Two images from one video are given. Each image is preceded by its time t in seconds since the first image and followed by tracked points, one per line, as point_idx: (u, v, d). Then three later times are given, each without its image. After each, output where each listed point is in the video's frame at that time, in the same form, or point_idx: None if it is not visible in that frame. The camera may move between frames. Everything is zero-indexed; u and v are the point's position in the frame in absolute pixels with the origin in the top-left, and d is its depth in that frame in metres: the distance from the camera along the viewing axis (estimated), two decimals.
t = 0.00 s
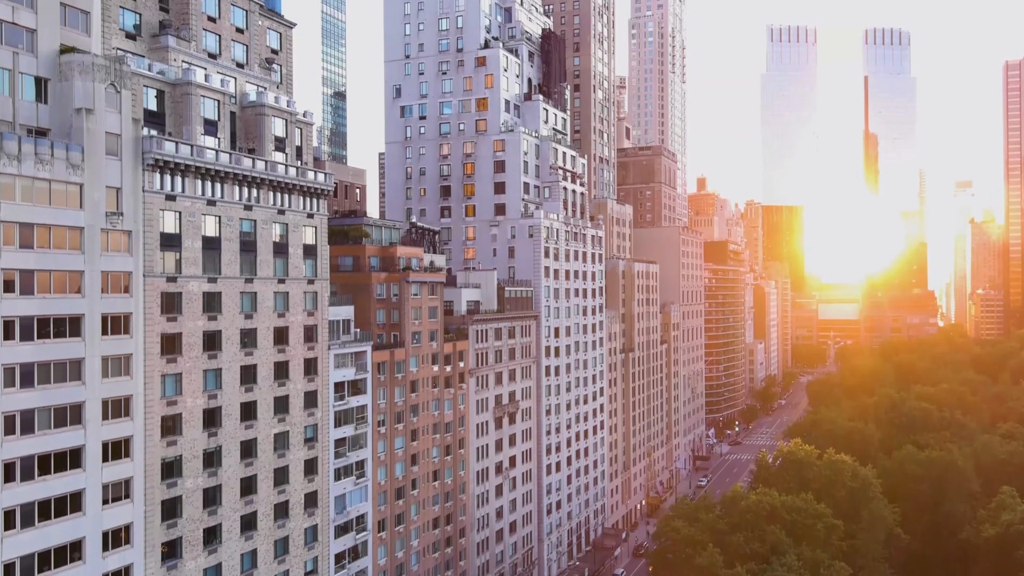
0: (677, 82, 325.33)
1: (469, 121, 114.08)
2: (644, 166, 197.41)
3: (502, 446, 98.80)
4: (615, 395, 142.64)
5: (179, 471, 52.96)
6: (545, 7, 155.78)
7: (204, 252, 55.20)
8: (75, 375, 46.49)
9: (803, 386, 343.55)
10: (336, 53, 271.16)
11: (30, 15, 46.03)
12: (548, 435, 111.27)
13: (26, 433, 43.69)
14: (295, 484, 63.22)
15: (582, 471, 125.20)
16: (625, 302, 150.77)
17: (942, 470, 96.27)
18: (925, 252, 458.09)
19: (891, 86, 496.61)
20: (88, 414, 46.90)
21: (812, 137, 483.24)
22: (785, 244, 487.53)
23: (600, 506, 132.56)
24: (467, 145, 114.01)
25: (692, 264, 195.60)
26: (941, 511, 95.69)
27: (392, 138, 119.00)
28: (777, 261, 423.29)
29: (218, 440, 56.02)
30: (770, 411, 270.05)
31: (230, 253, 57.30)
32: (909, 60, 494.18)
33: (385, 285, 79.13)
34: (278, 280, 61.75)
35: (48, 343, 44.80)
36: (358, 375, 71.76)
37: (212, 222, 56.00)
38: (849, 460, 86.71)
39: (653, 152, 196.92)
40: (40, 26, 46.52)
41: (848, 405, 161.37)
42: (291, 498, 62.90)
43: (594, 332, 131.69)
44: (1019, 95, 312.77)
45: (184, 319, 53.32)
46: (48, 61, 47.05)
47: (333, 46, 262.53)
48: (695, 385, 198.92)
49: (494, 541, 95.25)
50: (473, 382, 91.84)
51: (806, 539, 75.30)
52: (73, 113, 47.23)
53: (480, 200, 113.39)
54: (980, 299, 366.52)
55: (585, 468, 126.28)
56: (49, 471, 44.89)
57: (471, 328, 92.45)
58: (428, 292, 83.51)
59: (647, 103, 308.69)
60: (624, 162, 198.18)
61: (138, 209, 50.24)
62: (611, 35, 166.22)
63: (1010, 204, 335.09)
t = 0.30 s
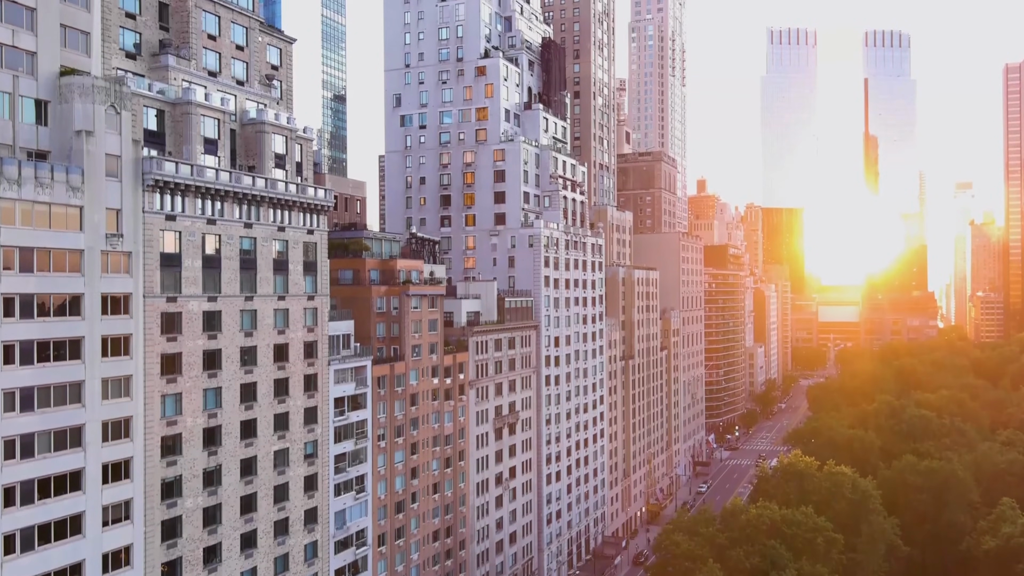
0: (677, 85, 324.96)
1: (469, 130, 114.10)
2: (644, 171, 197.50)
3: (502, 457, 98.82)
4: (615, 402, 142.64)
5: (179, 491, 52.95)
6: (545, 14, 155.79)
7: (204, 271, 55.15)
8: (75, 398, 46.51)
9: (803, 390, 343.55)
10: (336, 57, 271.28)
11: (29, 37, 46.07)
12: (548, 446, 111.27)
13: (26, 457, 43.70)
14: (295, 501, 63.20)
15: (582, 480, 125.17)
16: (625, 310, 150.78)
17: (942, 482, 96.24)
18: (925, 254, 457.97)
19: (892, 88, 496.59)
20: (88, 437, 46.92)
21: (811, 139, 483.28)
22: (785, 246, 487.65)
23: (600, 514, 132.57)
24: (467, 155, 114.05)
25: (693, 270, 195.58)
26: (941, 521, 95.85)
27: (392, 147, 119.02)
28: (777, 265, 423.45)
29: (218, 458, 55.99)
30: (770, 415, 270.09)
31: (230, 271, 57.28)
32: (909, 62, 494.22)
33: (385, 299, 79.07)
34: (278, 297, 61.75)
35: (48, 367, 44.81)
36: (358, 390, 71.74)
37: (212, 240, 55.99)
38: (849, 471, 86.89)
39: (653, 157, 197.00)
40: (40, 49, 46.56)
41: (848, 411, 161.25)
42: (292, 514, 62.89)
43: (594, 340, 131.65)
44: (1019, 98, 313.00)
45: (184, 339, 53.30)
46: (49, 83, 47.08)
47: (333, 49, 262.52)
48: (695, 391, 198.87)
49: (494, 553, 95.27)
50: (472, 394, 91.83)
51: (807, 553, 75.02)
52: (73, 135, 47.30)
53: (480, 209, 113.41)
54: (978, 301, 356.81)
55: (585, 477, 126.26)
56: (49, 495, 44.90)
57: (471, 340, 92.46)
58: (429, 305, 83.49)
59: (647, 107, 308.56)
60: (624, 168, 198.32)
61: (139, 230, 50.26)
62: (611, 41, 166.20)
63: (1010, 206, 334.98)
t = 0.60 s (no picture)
0: (677, 88, 324.48)
1: (469, 139, 114.06)
2: (644, 177, 197.54)
3: (502, 468, 98.79)
4: (615, 410, 142.58)
5: (179, 511, 52.92)
6: (545, 21, 155.84)
7: (204, 290, 55.06)
8: (75, 421, 46.51)
9: (803, 393, 343.41)
10: (336, 60, 271.25)
11: (30, 60, 46.11)
12: (548, 456, 111.21)
13: (26, 481, 43.72)
14: (295, 518, 63.17)
15: (582, 489, 125.11)
16: (625, 317, 150.71)
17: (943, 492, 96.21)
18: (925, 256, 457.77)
19: (891, 90, 497.12)
20: (88, 459, 46.90)
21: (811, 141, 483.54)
22: (785, 249, 487.75)
23: (600, 523, 132.45)
24: (468, 165, 114.03)
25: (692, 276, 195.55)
26: (942, 532, 95.85)
27: (392, 157, 119.02)
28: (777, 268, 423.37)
29: (218, 477, 55.93)
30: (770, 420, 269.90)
31: (230, 290, 57.22)
32: (909, 64, 494.72)
33: (385, 312, 79.06)
34: (278, 314, 61.67)
35: (49, 391, 44.81)
36: (358, 405, 71.68)
37: (212, 259, 55.94)
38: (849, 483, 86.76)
39: (653, 163, 197.02)
40: (40, 71, 46.59)
41: (848, 418, 161.02)
42: (291, 531, 62.87)
43: (594, 348, 131.54)
44: (1019, 101, 312.47)
45: (184, 359, 53.22)
46: (48, 106, 47.10)
47: (333, 52, 262.48)
48: (695, 397, 198.76)
49: (494, 564, 95.24)
50: (473, 406, 91.78)
51: (807, 567, 74.81)
52: (73, 158, 47.33)
53: (480, 219, 113.40)
54: (980, 303, 345.80)
55: (585, 486, 126.20)
56: (49, 518, 44.91)
57: (471, 351, 92.49)
58: (429, 318, 83.45)
59: (647, 110, 308.37)
60: (624, 174, 198.43)
61: (138, 251, 50.26)
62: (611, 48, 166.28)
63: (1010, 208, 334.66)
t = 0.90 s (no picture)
0: (677, 91, 323.98)
1: (469, 149, 114.05)
2: (644, 183, 197.57)
3: (502, 479, 98.78)
4: (615, 418, 142.46)
5: (179, 531, 52.89)
6: (545, 28, 155.93)
7: (205, 309, 55.04)
8: (75, 443, 46.54)
9: (803, 396, 343.28)
10: (336, 63, 271.13)
11: (30, 83, 46.12)
12: (548, 466, 111.14)
13: (25, 505, 43.75)
14: (295, 534, 63.15)
15: (582, 497, 125.04)
16: (625, 325, 150.63)
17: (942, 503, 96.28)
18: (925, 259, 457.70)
19: (891, 93, 497.36)
20: (88, 482, 46.92)
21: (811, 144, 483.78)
22: (785, 251, 487.92)
23: (600, 531, 132.33)
24: (468, 174, 114.04)
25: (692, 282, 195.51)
26: (942, 542, 95.96)
27: (392, 166, 119.03)
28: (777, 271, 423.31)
29: (218, 496, 55.89)
30: (770, 424, 269.77)
31: (230, 308, 57.17)
32: (909, 67, 495.00)
33: (385, 325, 79.04)
34: (279, 330, 61.66)
35: (49, 415, 44.85)
36: (358, 420, 71.64)
37: (212, 278, 55.89)
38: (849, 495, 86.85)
39: (653, 169, 197.10)
40: (41, 94, 46.59)
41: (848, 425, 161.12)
42: (291, 547, 62.86)
43: (594, 357, 131.45)
44: (1019, 103, 312.28)
45: (184, 379, 53.16)
46: (49, 128, 47.12)
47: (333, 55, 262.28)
48: (695, 403, 198.66)
49: None
50: (473, 418, 91.74)
51: None
52: (73, 180, 47.35)
53: (480, 229, 113.40)
54: (980, 306, 349.14)
55: (585, 494, 126.13)
56: (49, 541, 44.91)
57: (471, 363, 92.47)
58: (429, 330, 83.43)
59: (647, 113, 308.20)
60: (624, 180, 198.57)
61: (138, 272, 50.26)
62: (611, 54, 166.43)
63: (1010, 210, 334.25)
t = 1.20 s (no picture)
0: (677, 94, 323.80)
1: (469, 159, 114.02)
2: (644, 189, 197.56)
3: (502, 490, 98.74)
4: (615, 426, 142.35)
5: (179, 551, 52.87)
6: (545, 35, 155.92)
7: (206, 329, 55.05)
8: (75, 466, 46.55)
9: (803, 399, 342.99)
10: (336, 67, 270.96)
11: (31, 106, 46.11)
12: (548, 476, 111.07)
13: (25, 530, 43.75)
14: (295, 551, 63.11)
15: (582, 506, 124.96)
16: (625, 332, 150.53)
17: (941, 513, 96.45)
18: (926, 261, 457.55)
19: (891, 95, 497.43)
20: (88, 504, 46.92)
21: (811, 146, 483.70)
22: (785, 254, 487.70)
23: (600, 540, 132.10)
24: (468, 184, 114.02)
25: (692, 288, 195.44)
26: (942, 552, 95.91)
27: (392, 175, 119.04)
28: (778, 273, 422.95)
29: (218, 515, 55.84)
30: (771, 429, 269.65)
31: (231, 327, 57.15)
32: (909, 69, 495.11)
33: (386, 339, 79.08)
34: (279, 347, 61.60)
35: (49, 438, 44.85)
36: (359, 435, 71.62)
37: (213, 297, 55.86)
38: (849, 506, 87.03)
39: (653, 175, 197.08)
40: (41, 117, 46.60)
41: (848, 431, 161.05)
42: (291, 564, 62.80)
43: (594, 365, 131.32)
44: (1019, 106, 312.09)
45: (184, 398, 53.14)
46: (49, 151, 47.13)
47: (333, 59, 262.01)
48: (695, 409, 198.47)
49: None
50: (473, 430, 91.71)
51: None
52: (73, 203, 47.36)
53: (480, 238, 113.42)
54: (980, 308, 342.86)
55: (586, 503, 126.08)
56: (49, 565, 44.93)
57: (471, 375, 92.49)
58: (429, 343, 83.43)
59: (647, 117, 308.40)
60: (624, 186, 198.53)
61: (138, 293, 50.26)
62: (611, 61, 166.42)
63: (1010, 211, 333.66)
